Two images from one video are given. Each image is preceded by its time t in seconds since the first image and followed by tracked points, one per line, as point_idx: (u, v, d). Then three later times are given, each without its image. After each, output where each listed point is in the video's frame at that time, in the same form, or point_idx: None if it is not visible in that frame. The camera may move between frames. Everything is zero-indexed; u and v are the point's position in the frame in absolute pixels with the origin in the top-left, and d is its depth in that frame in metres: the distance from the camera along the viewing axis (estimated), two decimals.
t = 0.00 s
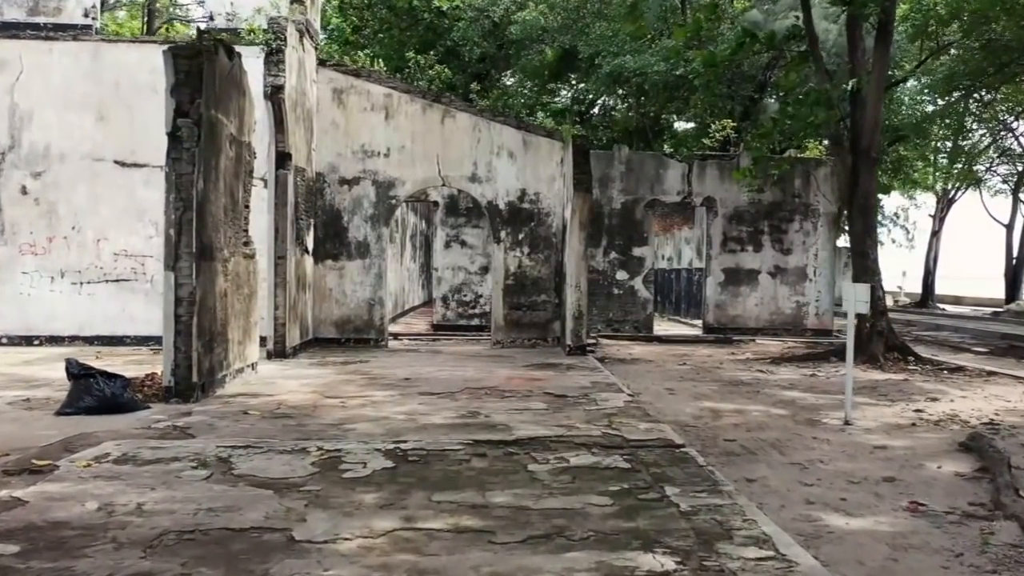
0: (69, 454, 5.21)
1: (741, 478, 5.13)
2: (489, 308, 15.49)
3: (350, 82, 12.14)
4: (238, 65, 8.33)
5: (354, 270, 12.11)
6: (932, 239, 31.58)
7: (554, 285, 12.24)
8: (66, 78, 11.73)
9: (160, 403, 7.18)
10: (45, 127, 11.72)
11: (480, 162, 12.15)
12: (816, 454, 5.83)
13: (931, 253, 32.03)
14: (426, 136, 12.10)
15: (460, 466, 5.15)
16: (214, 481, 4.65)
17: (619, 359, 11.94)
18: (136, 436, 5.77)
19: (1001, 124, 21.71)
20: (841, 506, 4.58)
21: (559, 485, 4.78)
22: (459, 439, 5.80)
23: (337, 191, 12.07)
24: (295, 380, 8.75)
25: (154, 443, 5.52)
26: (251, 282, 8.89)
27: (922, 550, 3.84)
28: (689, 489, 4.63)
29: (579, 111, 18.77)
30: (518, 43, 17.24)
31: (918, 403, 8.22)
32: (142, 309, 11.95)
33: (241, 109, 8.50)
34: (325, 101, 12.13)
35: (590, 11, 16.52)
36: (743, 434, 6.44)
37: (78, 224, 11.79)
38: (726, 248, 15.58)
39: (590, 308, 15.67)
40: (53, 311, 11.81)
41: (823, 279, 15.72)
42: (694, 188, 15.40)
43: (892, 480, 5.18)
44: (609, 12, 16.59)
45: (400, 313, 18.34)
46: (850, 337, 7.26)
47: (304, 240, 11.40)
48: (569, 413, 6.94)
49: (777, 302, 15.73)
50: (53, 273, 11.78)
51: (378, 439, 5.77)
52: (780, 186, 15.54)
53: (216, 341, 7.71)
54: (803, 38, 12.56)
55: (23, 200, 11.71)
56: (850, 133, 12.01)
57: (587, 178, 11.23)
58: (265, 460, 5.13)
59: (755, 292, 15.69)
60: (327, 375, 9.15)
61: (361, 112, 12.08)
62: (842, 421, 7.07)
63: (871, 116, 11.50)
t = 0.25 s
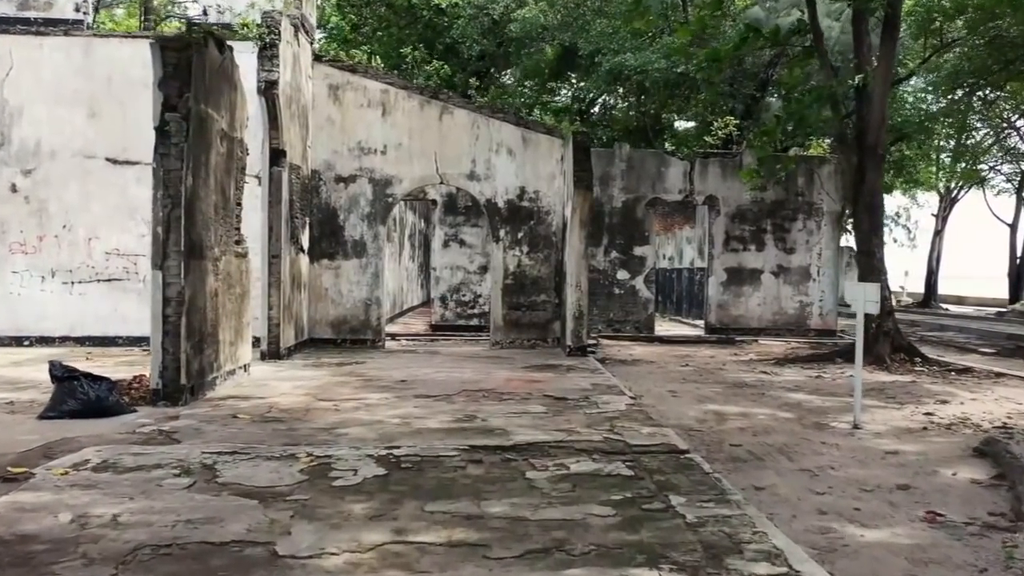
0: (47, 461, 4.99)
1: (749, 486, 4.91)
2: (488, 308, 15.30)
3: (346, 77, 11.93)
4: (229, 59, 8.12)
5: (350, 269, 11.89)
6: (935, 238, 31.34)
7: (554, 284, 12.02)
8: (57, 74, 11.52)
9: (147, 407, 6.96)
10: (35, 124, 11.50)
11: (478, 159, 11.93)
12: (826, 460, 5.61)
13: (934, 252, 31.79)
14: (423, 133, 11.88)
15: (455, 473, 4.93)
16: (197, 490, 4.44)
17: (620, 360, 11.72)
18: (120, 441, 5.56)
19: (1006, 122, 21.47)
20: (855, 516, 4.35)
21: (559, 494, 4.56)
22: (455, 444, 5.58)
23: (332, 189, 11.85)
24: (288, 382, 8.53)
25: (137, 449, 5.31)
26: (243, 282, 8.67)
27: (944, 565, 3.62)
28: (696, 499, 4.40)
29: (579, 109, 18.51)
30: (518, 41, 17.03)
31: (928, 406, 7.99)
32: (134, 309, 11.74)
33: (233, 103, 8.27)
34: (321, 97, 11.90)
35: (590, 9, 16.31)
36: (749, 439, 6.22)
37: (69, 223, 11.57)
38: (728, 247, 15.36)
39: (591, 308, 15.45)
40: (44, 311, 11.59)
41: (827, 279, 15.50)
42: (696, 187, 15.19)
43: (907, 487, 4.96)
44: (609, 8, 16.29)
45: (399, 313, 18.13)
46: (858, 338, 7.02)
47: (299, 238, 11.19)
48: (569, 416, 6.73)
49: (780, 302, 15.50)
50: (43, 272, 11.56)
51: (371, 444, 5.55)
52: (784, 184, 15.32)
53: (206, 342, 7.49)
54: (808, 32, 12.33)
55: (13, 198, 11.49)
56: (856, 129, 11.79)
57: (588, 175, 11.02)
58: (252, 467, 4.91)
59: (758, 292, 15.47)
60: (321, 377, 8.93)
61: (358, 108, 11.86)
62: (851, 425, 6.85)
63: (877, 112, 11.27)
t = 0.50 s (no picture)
0: (27, 468, 4.81)
1: (756, 494, 4.72)
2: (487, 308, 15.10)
3: (342, 74, 11.74)
4: (221, 54, 7.93)
5: (346, 269, 11.71)
6: (937, 238, 31.14)
7: (553, 284, 11.83)
8: (48, 70, 11.33)
9: (135, 410, 6.77)
10: (26, 121, 11.32)
11: (477, 157, 11.75)
12: (835, 466, 5.42)
13: (937, 252, 31.58)
14: (421, 131, 11.70)
15: (450, 482, 4.74)
16: (181, 499, 4.25)
17: (621, 361, 11.53)
18: (104, 447, 5.37)
19: (1010, 121, 21.27)
20: (867, 527, 4.16)
21: (558, 503, 4.37)
22: (451, 450, 5.39)
23: (329, 187, 11.67)
24: (282, 385, 8.35)
25: (121, 455, 5.12)
26: (236, 282, 8.49)
27: None
28: (701, 509, 4.21)
29: (579, 108, 18.30)
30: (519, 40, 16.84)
31: (937, 409, 7.80)
32: (127, 309, 11.55)
33: (225, 99, 8.09)
34: (317, 95, 11.71)
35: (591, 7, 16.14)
36: (754, 444, 6.02)
37: (60, 222, 11.38)
38: (730, 247, 15.17)
39: (591, 309, 15.25)
40: (35, 311, 11.41)
41: (831, 279, 15.30)
42: (698, 185, 15.02)
43: (919, 496, 4.77)
44: (610, 6, 16.10)
45: (397, 313, 17.95)
46: (868, 339, 6.81)
47: (295, 238, 11.01)
48: (569, 420, 6.54)
49: (783, 302, 15.31)
50: (34, 272, 11.38)
51: (364, 449, 5.37)
52: (786, 183, 15.13)
53: (197, 344, 7.30)
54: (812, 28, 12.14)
55: (3, 197, 11.31)
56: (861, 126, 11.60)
57: (588, 173, 10.83)
58: (239, 475, 4.73)
59: (760, 293, 15.28)
60: (315, 379, 8.74)
61: (355, 106, 11.68)
62: (859, 429, 6.66)
63: (883, 108, 11.07)
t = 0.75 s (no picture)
0: None
1: (761, 505, 4.50)
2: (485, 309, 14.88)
3: (337, 71, 11.51)
4: (210, 48, 7.73)
5: (341, 269, 11.49)
6: (940, 238, 30.92)
7: (552, 285, 11.61)
8: (37, 66, 11.13)
9: (118, 415, 6.56)
10: (15, 118, 11.11)
11: (474, 155, 11.54)
12: (843, 474, 5.20)
13: (939, 252, 31.36)
14: (417, 128, 11.48)
15: (441, 492, 4.52)
16: (155, 512, 4.04)
17: (621, 363, 11.30)
18: (81, 454, 5.16)
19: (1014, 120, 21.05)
20: (879, 541, 3.94)
21: (553, 516, 4.15)
22: (443, 458, 5.17)
23: (323, 186, 11.45)
24: (273, 388, 8.13)
25: (98, 463, 4.91)
26: (226, 282, 8.28)
27: None
28: (703, 522, 3.99)
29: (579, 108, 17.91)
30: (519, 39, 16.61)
31: (946, 413, 7.59)
32: (117, 310, 11.34)
33: (214, 94, 7.87)
34: (311, 91, 11.49)
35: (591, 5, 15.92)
36: (759, 451, 5.80)
37: (49, 221, 11.17)
38: (732, 247, 14.95)
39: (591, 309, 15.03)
40: (24, 312, 11.20)
41: (834, 279, 15.08)
42: (698, 184, 14.83)
43: (932, 506, 4.55)
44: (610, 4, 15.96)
45: (394, 314, 17.74)
46: (875, 341, 6.62)
47: (288, 237, 10.80)
48: (566, 425, 6.32)
49: (785, 303, 15.09)
50: (23, 272, 11.17)
51: (352, 457, 5.15)
52: (789, 181, 14.92)
53: (183, 346, 7.08)
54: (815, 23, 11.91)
55: None
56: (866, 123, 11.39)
57: (587, 171, 10.61)
58: (220, 485, 4.51)
59: (762, 293, 15.06)
60: (307, 382, 8.53)
61: (350, 103, 11.46)
62: (866, 435, 6.44)
63: (887, 104, 10.85)
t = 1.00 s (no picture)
0: None
1: (763, 514, 4.32)
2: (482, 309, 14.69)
3: (331, 68, 11.33)
4: (198, 43, 7.55)
5: (335, 269, 11.31)
6: (941, 238, 30.73)
7: (550, 285, 11.42)
8: (26, 63, 10.95)
9: (101, 419, 6.37)
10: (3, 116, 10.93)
11: (470, 153, 11.35)
12: (848, 481, 5.02)
13: (940, 252, 31.18)
14: (412, 125, 11.30)
15: (429, 500, 4.34)
16: (129, 523, 3.85)
17: (620, 365, 11.11)
18: (57, 461, 4.98)
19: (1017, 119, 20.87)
20: (887, 554, 3.76)
21: (546, 526, 3.97)
22: (433, 464, 4.99)
23: (317, 184, 11.27)
24: (263, 390, 7.94)
25: (74, 470, 4.72)
26: (215, 282, 8.09)
27: None
28: (702, 533, 3.81)
29: (579, 107, 18.09)
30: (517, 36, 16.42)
31: (952, 416, 7.40)
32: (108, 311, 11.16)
33: (202, 90, 7.68)
34: (305, 89, 11.30)
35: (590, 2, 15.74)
36: (760, 456, 5.62)
37: (38, 220, 10.99)
38: (732, 246, 14.78)
39: (589, 310, 14.85)
40: (12, 313, 11.02)
41: (835, 279, 14.89)
42: (698, 183, 14.67)
43: (942, 516, 4.37)
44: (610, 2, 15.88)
45: (391, 314, 17.56)
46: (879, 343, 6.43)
47: (281, 236, 10.62)
48: (562, 430, 6.13)
49: (786, 303, 14.90)
50: (12, 272, 10.98)
51: (339, 463, 4.97)
52: (790, 180, 14.74)
53: (169, 348, 6.90)
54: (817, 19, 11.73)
55: None
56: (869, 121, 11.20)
57: (585, 168, 10.43)
58: (199, 493, 4.33)
59: (762, 293, 14.88)
60: (298, 384, 8.35)
61: (344, 100, 11.28)
62: (871, 439, 6.25)
63: (890, 101, 10.66)
